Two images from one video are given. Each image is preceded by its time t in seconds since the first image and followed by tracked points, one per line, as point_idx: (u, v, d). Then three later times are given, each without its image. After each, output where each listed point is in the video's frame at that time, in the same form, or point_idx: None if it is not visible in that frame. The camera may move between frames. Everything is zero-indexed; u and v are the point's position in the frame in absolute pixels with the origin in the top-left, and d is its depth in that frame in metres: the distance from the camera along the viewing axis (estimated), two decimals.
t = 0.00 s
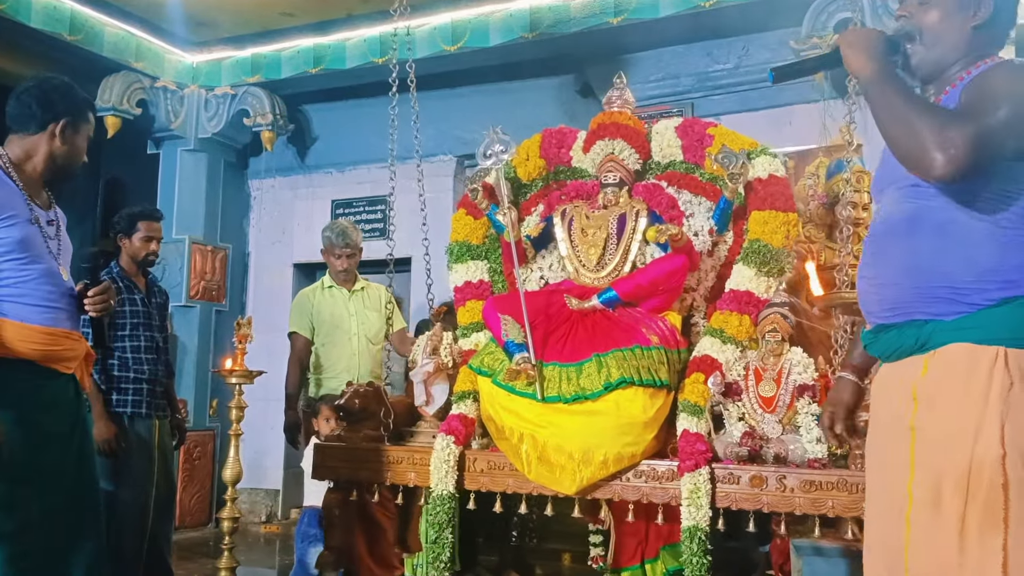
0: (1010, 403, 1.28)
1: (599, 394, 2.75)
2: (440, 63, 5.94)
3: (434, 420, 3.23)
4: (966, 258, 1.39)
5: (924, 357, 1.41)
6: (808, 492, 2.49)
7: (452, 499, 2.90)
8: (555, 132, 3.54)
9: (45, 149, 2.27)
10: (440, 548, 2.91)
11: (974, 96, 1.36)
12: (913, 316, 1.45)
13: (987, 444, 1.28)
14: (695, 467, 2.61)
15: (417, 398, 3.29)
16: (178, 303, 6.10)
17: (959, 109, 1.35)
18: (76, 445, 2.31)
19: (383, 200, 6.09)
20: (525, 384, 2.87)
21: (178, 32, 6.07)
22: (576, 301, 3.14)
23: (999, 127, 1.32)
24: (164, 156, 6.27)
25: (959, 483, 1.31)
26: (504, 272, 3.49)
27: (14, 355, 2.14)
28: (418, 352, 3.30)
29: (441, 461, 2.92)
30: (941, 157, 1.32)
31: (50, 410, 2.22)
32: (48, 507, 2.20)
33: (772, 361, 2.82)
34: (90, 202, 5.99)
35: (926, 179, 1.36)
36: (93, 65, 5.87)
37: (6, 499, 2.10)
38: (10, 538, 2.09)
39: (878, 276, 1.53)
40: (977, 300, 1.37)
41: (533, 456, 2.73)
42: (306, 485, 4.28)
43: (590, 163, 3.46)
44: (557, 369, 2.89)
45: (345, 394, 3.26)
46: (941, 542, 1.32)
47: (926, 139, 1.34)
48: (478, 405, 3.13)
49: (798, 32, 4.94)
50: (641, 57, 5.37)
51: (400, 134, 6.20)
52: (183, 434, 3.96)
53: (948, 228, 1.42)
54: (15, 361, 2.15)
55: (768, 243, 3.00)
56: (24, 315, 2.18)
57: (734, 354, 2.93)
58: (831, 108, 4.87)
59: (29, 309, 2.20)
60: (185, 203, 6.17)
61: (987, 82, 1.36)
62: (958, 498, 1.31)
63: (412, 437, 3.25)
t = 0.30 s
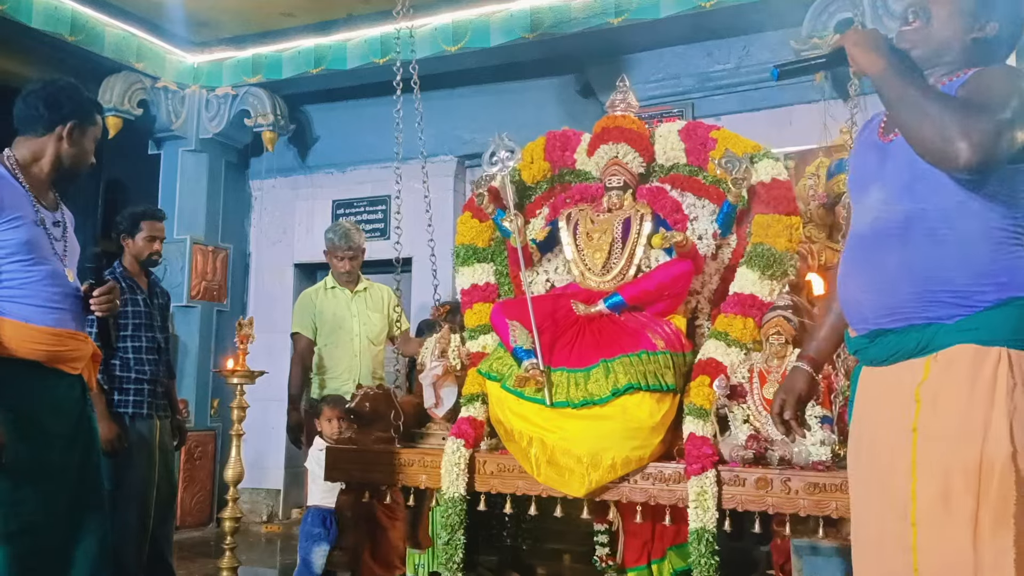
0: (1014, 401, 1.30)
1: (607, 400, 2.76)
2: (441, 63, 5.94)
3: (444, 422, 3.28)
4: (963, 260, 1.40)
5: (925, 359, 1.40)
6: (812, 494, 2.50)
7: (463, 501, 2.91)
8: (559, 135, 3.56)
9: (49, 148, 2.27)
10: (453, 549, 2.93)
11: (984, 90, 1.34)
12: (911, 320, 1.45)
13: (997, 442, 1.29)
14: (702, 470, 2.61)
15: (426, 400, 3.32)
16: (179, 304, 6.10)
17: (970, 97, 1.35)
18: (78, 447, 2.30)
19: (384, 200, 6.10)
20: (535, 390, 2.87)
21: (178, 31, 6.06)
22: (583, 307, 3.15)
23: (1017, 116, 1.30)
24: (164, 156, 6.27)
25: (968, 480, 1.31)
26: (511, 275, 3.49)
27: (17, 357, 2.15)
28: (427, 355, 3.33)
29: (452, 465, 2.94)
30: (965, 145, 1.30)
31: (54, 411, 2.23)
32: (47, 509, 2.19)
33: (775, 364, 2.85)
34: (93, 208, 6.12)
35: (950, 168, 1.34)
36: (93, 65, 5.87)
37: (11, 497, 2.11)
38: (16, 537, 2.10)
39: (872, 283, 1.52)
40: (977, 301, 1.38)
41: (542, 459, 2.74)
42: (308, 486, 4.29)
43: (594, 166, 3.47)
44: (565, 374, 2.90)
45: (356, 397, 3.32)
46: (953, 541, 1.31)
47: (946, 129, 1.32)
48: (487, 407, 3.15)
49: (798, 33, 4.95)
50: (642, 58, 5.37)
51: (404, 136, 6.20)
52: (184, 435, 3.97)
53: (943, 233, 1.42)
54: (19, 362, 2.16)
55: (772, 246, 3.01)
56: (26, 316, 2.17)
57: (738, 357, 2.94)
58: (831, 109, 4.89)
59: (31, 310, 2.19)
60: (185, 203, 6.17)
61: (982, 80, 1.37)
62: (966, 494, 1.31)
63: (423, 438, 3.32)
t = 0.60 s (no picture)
0: (1013, 400, 1.32)
1: (610, 403, 2.76)
2: (440, 64, 5.95)
3: (450, 424, 3.31)
4: (961, 262, 1.40)
5: (924, 358, 1.41)
6: (813, 493, 2.50)
7: (471, 504, 2.93)
8: (558, 138, 3.57)
9: (60, 154, 2.29)
10: (462, 551, 2.94)
11: (982, 112, 1.35)
12: (911, 318, 1.45)
13: (997, 439, 1.31)
14: (705, 471, 2.62)
15: (431, 403, 3.33)
16: (179, 306, 6.11)
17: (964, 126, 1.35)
18: (91, 451, 2.29)
19: (384, 201, 6.11)
20: (539, 395, 2.88)
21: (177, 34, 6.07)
22: (585, 311, 3.15)
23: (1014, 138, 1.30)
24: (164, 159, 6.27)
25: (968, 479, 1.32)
26: (513, 278, 3.50)
27: (31, 363, 2.16)
28: (432, 358, 3.31)
29: (458, 468, 2.95)
30: (967, 173, 1.30)
31: (65, 415, 2.21)
32: (55, 511, 2.19)
33: (776, 363, 2.85)
34: (92, 208, 6.06)
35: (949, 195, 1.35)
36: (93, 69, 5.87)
37: (19, 503, 2.11)
38: (22, 543, 2.11)
39: (871, 277, 1.52)
40: (976, 301, 1.39)
41: (547, 462, 2.75)
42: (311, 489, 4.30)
43: (594, 168, 3.49)
44: (569, 378, 2.90)
45: (362, 401, 3.33)
46: (954, 539, 1.32)
47: (946, 158, 1.32)
48: (492, 409, 3.16)
49: (797, 32, 4.96)
50: (641, 58, 5.38)
51: (405, 138, 6.20)
52: (184, 438, 3.97)
53: (943, 232, 1.42)
54: (29, 368, 2.15)
55: (771, 248, 3.02)
56: (40, 320, 2.19)
57: (739, 358, 2.95)
58: (831, 108, 4.90)
59: (45, 315, 2.20)
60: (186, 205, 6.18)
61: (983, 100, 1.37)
62: (966, 495, 1.32)
63: (429, 440, 3.32)
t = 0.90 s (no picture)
0: (1001, 402, 1.31)
1: (609, 404, 2.77)
2: (439, 64, 5.96)
3: (450, 424, 3.32)
4: (950, 261, 1.40)
5: (913, 358, 1.43)
6: (812, 492, 2.52)
7: (472, 504, 2.94)
8: (557, 138, 3.57)
9: (70, 155, 2.26)
10: (463, 551, 2.94)
11: (959, 99, 1.36)
12: (900, 319, 1.46)
13: (981, 442, 1.31)
14: (703, 471, 2.63)
15: (431, 403, 3.34)
16: (180, 307, 6.12)
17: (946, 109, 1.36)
18: (109, 452, 2.30)
19: (384, 202, 6.12)
20: (538, 397, 2.90)
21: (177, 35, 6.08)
22: (584, 312, 3.16)
23: (992, 126, 1.32)
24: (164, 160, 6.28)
25: (953, 481, 1.33)
26: (512, 278, 3.51)
27: (53, 362, 2.13)
28: (432, 359, 3.33)
29: (458, 468, 2.95)
30: (940, 158, 1.32)
31: (88, 413, 2.21)
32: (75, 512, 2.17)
33: (775, 363, 2.84)
34: (93, 211, 6.21)
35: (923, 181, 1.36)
36: (92, 70, 5.88)
37: (44, 500, 2.08)
38: (47, 542, 2.08)
39: (865, 279, 1.53)
40: (964, 300, 1.38)
41: (547, 461, 2.75)
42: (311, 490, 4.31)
43: (592, 169, 3.48)
44: (567, 380, 2.91)
45: (362, 401, 3.27)
46: (940, 539, 1.34)
47: (923, 141, 1.33)
48: (492, 409, 3.17)
49: (796, 31, 4.96)
50: (639, 58, 5.38)
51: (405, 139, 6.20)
52: (182, 438, 3.99)
53: (932, 230, 1.43)
54: (50, 369, 2.13)
55: (769, 248, 3.03)
56: (63, 321, 2.15)
57: (738, 358, 2.96)
58: (830, 107, 4.90)
59: (68, 316, 2.17)
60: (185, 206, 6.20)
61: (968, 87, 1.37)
62: (952, 497, 1.33)
63: (429, 439, 3.35)
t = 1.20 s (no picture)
0: (1003, 404, 1.30)
1: (605, 403, 2.77)
2: (439, 65, 5.95)
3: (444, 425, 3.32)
4: (954, 256, 1.41)
5: (918, 357, 1.43)
6: (808, 492, 2.51)
7: (466, 504, 2.94)
8: (553, 138, 3.58)
9: (76, 155, 2.26)
10: (455, 552, 2.93)
11: (954, 90, 1.37)
12: (904, 316, 1.47)
13: (979, 444, 1.30)
14: (699, 471, 2.63)
15: (426, 403, 3.33)
16: (179, 307, 6.13)
17: (947, 101, 1.36)
18: (123, 449, 2.27)
19: (384, 202, 6.12)
20: (533, 395, 2.87)
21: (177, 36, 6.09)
22: (580, 311, 3.16)
23: (987, 116, 1.34)
24: (164, 160, 6.29)
25: (950, 483, 1.32)
26: (508, 278, 3.52)
27: (65, 364, 2.11)
28: (427, 359, 3.31)
29: (452, 468, 2.95)
30: (922, 152, 1.35)
31: (98, 410, 2.18)
32: (93, 511, 2.14)
33: (771, 363, 2.88)
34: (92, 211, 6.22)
35: (906, 172, 1.39)
36: (93, 70, 5.89)
37: (59, 501, 2.04)
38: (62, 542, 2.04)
39: (873, 278, 1.55)
40: (971, 297, 1.39)
41: (542, 462, 2.76)
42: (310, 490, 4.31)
43: (588, 169, 3.50)
44: (563, 378, 2.90)
45: (357, 401, 3.22)
46: (935, 543, 1.33)
47: (911, 134, 1.35)
48: (486, 410, 3.18)
49: (796, 32, 4.96)
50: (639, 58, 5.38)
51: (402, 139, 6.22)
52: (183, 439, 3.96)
53: (935, 226, 1.45)
54: (65, 369, 2.12)
55: (766, 247, 3.03)
56: (75, 322, 2.14)
57: (734, 358, 2.95)
58: (830, 107, 4.90)
59: (80, 316, 2.15)
60: (186, 207, 6.21)
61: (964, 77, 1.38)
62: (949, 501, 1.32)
63: (423, 440, 3.36)
